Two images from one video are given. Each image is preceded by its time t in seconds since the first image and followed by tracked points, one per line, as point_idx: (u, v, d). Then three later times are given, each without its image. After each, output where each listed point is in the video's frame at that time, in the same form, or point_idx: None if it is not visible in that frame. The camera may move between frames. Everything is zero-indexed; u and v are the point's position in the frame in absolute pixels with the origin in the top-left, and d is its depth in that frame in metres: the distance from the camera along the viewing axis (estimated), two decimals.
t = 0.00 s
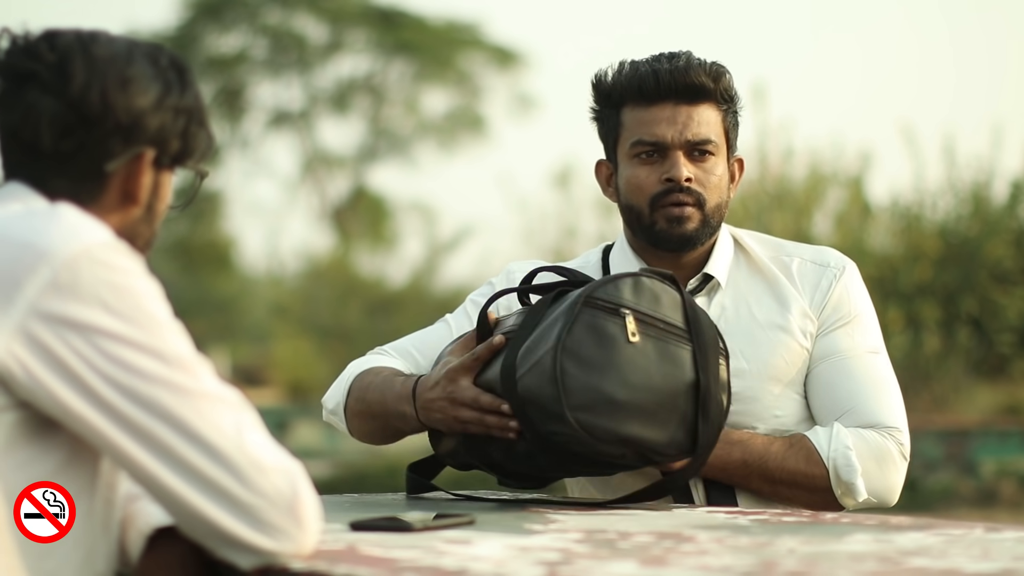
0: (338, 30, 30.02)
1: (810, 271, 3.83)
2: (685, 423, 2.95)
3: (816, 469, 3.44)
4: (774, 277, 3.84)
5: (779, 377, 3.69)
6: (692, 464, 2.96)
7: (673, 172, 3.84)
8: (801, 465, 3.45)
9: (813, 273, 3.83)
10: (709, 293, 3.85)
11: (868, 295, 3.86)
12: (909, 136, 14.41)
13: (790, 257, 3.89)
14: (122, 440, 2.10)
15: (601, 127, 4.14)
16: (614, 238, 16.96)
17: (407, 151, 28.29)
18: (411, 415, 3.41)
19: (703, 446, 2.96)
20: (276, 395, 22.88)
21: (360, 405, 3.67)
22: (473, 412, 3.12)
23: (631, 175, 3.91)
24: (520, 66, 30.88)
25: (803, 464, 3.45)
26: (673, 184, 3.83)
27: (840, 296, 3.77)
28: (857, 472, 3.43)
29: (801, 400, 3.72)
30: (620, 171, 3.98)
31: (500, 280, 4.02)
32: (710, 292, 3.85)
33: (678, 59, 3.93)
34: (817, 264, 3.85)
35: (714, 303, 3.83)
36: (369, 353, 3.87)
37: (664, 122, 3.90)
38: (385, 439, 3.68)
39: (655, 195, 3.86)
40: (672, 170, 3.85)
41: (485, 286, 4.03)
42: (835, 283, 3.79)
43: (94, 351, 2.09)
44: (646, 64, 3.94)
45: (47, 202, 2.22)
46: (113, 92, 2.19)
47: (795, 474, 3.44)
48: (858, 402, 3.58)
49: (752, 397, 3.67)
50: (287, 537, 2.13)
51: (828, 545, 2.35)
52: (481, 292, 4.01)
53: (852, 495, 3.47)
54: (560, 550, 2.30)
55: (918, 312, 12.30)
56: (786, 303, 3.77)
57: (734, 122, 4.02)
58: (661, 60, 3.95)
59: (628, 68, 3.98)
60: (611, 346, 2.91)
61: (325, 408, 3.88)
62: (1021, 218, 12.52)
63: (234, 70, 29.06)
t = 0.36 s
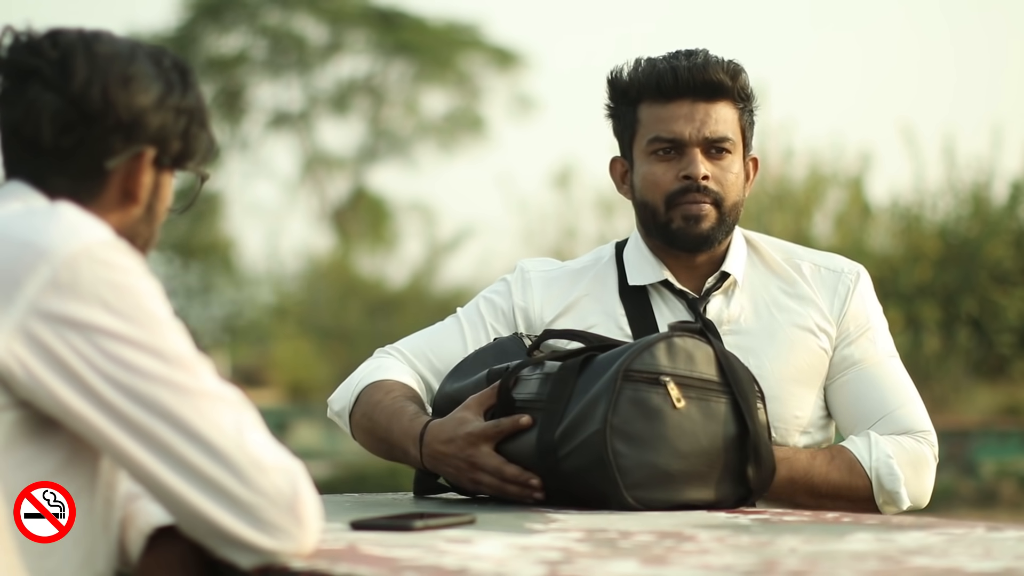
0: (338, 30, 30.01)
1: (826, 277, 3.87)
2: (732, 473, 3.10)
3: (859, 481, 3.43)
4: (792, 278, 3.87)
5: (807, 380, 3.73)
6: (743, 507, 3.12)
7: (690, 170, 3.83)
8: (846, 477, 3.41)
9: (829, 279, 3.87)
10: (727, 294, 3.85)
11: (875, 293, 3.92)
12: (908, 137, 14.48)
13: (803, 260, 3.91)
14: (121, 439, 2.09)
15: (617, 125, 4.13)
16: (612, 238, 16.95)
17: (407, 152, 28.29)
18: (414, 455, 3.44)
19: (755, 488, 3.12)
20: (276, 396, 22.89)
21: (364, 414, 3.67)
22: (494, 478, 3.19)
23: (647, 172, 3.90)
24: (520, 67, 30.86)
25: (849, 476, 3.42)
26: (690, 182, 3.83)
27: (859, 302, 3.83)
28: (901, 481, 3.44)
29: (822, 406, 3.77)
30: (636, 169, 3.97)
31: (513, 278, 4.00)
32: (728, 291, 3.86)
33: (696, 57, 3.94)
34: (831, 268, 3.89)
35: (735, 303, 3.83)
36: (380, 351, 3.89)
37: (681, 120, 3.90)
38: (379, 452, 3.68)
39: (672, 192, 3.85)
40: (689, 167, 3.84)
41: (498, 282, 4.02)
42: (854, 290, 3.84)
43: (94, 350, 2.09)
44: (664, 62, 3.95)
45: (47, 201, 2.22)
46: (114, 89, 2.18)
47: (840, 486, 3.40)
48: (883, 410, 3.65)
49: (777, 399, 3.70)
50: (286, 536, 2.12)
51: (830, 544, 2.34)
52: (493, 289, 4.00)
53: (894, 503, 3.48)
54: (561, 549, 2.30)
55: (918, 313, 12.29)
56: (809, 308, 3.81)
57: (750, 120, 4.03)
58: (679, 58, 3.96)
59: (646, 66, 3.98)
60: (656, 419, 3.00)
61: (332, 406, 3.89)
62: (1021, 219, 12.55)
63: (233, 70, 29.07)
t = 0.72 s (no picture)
0: (339, 31, 30.12)
1: (829, 271, 3.91)
2: (733, 473, 3.09)
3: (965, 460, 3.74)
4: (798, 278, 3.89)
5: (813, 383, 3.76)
6: (744, 504, 3.12)
7: (703, 178, 3.82)
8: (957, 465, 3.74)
9: (833, 274, 3.91)
10: (731, 297, 3.85)
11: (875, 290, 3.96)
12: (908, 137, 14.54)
13: (804, 257, 3.95)
14: (121, 436, 2.09)
15: (625, 122, 4.11)
16: (612, 238, 16.98)
17: (408, 152, 27.80)
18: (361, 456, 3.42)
19: (756, 485, 3.11)
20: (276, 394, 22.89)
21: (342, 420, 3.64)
22: (424, 481, 3.17)
23: (659, 177, 3.90)
24: (521, 67, 30.89)
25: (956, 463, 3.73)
26: (703, 189, 3.82)
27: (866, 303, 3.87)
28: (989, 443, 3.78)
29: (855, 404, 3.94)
30: (647, 173, 3.96)
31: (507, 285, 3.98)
32: (732, 295, 3.85)
33: (712, 61, 3.91)
34: (836, 271, 3.92)
35: (741, 308, 3.83)
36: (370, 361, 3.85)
37: (695, 125, 3.88)
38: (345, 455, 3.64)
39: (685, 199, 3.84)
40: (704, 175, 3.83)
41: (493, 289, 4.00)
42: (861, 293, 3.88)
43: (94, 347, 2.09)
44: (679, 65, 3.91)
45: (46, 197, 2.22)
46: (110, 85, 2.18)
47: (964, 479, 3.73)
48: (910, 401, 3.86)
49: (782, 401, 3.70)
50: (288, 533, 2.11)
51: (831, 542, 2.33)
52: (488, 297, 3.98)
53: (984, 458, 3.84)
54: (563, 547, 2.29)
55: (919, 313, 12.33)
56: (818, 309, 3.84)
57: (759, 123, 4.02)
58: (694, 61, 3.92)
59: (661, 67, 3.95)
60: (657, 419, 3.00)
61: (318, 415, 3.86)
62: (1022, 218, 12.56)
63: (234, 71, 29.10)
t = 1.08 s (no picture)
0: (339, 30, 30.15)
1: (823, 251, 3.92)
2: (733, 471, 3.09)
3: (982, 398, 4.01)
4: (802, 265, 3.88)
5: (817, 374, 3.77)
6: (746, 504, 3.11)
7: (764, 196, 3.90)
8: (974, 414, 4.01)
9: (827, 253, 3.91)
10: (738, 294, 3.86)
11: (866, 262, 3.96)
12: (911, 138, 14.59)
13: (800, 242, 3.95)
14: (122, 435, 2.09)
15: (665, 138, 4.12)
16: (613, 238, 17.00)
17: (408, 151, 28.24)
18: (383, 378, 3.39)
19: (758, 484, 3.10)
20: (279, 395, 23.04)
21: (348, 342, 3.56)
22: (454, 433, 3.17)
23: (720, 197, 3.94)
24: (521, 66, 30.91)
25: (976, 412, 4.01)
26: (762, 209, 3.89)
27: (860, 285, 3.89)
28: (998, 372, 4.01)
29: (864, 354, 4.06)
30: (699, 192, 3.98)
31: (517, 264, 3.93)
32: (737, 293, 3.86)
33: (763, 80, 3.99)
34: (830, 256, 3.91)
35: (744, 306, 3.82)
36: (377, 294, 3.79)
37: (752, 143, 3.95)
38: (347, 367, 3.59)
39: (745, 218, 3.89)
40: (764, 194, 3.90)
41: (502, 262, 3.95)
42: (854, 271, 3.89)
43: (95, 347, 2.08)
44: (739, 83, 3.96)
45: (45, 196, 2.22)
46: (102, 84, 2.18)
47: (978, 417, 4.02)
48: (913, 349, 4.01)
49: (789, 391, 3.71)
50: (287, 532, 2.11)
51: (832, 541, 2.33)
52: (497, 267, 3.92)
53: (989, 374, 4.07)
54: (563, 546, 2.29)
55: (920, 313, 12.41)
56: (821, 298, 3.84)
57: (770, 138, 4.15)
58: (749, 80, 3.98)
59: (722, 87, 3.99)
60: (656, 418, 3.00)
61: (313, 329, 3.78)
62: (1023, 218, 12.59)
63: (234, 70, 28.97)
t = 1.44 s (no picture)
0: (339, 31, 30.23)
1: (854, 269, 3.95)
2: (729, 473, 3.08)
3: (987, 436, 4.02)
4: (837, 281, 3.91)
5: (841, 390, 3.79)
6: (743, 506, 3.11)
7: (808, 203, 3.90)
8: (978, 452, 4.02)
9: (857, 270, 3.95)
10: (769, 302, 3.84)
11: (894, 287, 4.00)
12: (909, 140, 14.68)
13: (830, 256, 3.98)
14: (117, 438, 2.09)
15: (711, 142, 4.08)
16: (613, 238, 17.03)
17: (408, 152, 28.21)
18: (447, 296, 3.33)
19: (754, 487, 3.10)
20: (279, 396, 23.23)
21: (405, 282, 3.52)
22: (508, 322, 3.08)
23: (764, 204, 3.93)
24: (520, 67, 30.94)
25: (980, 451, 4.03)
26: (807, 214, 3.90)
27: (891, 304, 3.94)
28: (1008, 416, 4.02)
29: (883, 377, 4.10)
30: (744, 198, 3.97)
31: (561, 250, 3.88)
32: (772, 301, 3.84)
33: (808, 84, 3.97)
34: (865, 277, 3.94)
35: (777, 313, 3.81)
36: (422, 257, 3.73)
37: (797, 150, 3.93)
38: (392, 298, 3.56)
39: (789, 223, 3.87)
40: (806, 200, 3.91)
41: (546, 246, 3.90)
42: (886, 295, 3.94)
43: (89, 349, 2.08)
44: (786, 89, 3.93)
45: (42, 198, 2.21)
46: (98, 84, 2.18)
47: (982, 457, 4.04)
48: (932, 378, 4.05)
49: (813, 405, 3.72)
50: (283, 535, 2.11)
51: (827, 543, 2.33)
52: (541, 250, 3.87)
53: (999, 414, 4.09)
54: (558, 548, 2.29)
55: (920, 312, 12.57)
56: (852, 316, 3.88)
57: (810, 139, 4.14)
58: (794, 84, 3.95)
59: (767, 92, 3.94)
60: (652, 420, 3.01)
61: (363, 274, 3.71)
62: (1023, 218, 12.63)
63: (234, 72, 29.13)
